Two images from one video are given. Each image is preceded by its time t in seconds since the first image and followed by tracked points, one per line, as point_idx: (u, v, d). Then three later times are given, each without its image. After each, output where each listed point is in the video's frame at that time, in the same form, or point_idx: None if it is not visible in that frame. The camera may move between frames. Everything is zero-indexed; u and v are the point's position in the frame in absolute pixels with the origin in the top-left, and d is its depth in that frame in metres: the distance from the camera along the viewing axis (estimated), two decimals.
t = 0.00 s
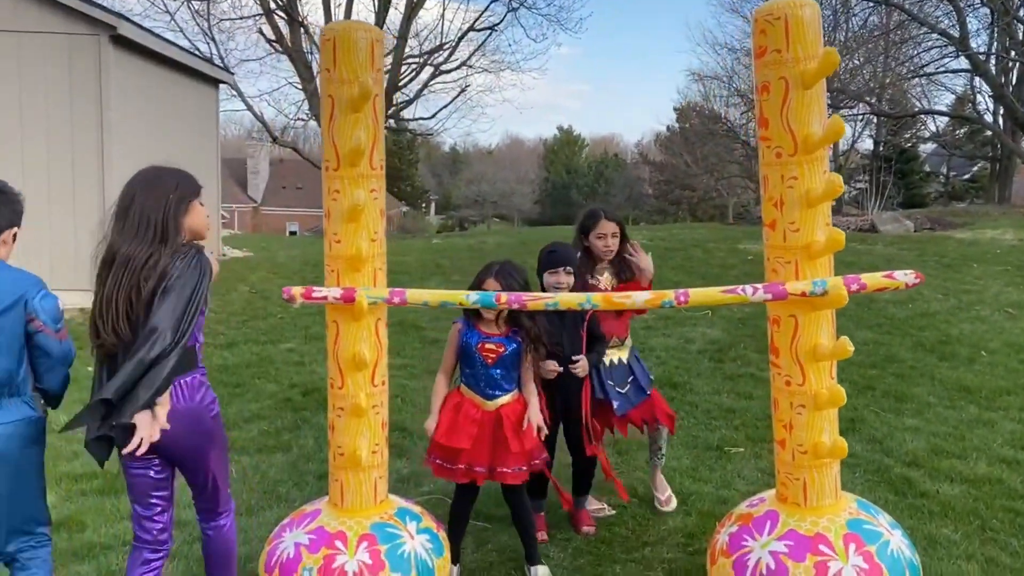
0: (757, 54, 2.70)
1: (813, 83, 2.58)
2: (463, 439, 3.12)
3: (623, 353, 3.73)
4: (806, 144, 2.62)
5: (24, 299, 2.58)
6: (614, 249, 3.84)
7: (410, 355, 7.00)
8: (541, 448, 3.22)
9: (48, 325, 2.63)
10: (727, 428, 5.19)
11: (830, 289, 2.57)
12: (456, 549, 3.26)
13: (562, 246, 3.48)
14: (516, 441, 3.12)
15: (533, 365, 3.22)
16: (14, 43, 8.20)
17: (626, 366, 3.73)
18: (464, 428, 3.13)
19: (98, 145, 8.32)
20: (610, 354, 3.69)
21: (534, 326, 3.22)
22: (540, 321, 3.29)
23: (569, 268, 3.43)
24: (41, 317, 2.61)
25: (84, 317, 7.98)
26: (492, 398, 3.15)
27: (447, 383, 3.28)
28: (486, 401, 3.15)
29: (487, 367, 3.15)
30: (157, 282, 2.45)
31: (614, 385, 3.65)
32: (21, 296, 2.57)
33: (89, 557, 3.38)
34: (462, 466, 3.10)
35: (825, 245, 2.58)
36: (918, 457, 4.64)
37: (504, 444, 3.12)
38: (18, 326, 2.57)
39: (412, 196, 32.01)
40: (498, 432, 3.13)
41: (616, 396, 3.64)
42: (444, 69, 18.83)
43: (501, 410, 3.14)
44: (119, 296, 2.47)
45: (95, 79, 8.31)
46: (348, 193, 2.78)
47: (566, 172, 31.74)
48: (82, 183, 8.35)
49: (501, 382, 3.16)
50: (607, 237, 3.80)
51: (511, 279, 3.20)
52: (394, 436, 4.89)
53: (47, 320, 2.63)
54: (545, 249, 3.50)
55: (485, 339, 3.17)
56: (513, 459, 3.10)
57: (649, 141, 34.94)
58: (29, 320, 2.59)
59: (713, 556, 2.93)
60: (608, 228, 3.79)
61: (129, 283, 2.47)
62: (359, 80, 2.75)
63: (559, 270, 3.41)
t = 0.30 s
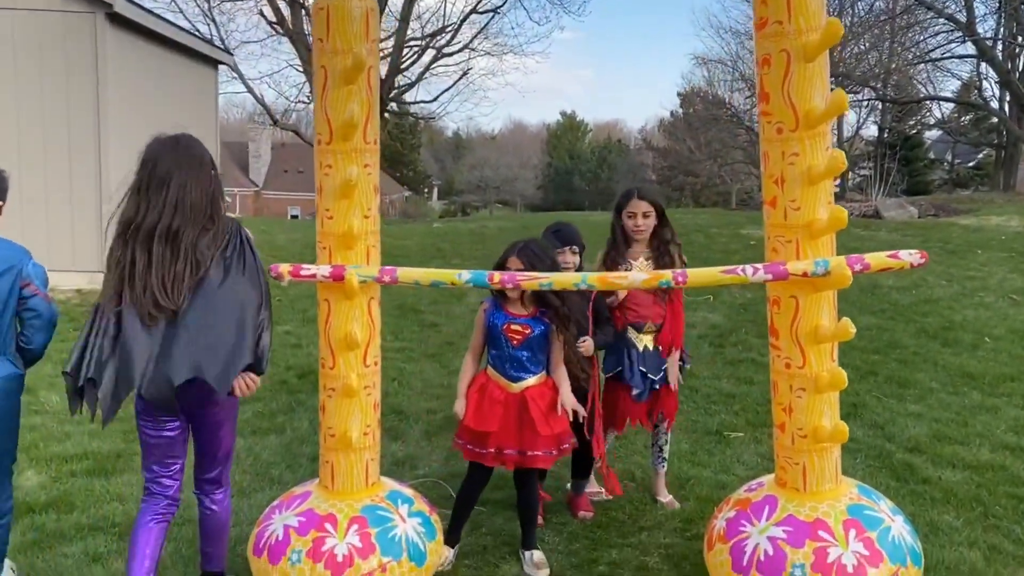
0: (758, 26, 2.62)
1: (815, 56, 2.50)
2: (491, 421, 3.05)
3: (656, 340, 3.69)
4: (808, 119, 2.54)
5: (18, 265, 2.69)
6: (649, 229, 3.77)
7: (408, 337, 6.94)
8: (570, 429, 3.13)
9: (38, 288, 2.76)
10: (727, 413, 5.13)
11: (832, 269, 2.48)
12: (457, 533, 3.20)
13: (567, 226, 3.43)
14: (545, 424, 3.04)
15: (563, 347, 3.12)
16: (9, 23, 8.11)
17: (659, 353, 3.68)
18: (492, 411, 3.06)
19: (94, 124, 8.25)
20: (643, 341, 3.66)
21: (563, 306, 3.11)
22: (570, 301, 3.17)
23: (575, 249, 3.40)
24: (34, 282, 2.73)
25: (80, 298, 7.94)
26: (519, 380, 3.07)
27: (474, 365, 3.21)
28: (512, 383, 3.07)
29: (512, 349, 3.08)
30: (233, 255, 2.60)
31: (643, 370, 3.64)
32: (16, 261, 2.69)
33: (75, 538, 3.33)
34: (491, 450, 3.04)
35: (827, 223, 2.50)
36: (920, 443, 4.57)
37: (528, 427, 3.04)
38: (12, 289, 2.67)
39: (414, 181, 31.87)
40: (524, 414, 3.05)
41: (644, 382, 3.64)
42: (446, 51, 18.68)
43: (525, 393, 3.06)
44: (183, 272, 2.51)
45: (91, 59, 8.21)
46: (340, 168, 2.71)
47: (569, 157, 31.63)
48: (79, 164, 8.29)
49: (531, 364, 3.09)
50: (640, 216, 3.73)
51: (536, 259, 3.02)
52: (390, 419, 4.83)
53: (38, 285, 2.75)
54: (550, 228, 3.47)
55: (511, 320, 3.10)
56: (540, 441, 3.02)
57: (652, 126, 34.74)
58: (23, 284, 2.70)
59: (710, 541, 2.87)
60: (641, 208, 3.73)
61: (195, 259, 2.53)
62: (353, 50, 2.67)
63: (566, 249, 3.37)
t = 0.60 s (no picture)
0: (762, 6, 2.58)
1: (819, 36, 2.46)
2: (490, 402, 3.04)
3: (670, 327, 3.67)
4: (811, 101, 2.50)
5: (19, 229, 2.81)
6: (670, 209, 3.74)
7: (404, 322, 6.92)
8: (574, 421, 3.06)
9: (37, 252, 2.87)
10: (725, 399, 5.11)
11: (834, 253, 2.45)
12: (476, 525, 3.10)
13: (578, 210, 3.42)
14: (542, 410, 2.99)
15: (572, 335, 3.06)
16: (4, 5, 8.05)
17: (671, 340, 3.67)
18: (488, 391, 3.05)
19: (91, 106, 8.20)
20: (655, 326, 3.65)
21: (570, 294, 3.05)
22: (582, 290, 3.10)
23: (585, 234, 3.39)
24: (34, 245, 2.85)
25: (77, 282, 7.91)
26: (520, 365, 3.04)
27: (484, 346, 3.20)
28: (514, 367, 3.05)
29: (516, 334, 3.05)
30: (261, 254, 2.72)
31: (654, 357, 3.64)
32: (18, 225, 2.80)
33: (68, 521, 3.32)
34: (484, 429, 3.04)
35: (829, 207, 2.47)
36: (919, 429, 4.56)
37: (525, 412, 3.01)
38: (12, 250, 2.79)
39: (414, 166, 31.74)
40: (519, 399, 3.02)
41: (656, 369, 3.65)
42: (446, 35, 18.56)
43: (526, 378, 3.03)
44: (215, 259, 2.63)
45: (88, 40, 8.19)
46: (337, 148, 2.68)
47: (569, 143, 31.53)
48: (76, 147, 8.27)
49: (535, 351, 3.05)
50: (658, 197, 3.71)
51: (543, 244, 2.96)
52: (387, 404, 4.80)
53: (37, 248, 2.87)
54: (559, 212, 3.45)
55: (519, 304, 3.06)
56: (532, 427, 2.98)
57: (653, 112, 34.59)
58: (23, 246, 2.82)
59: (707, 527, 2.86)
60: (659, 189, 3.72)
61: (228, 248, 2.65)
62: (351, 29, 2.63)
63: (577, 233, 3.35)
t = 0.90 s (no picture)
0: None
1: (820, 26, 2.47)
2: (501, 392, 3.04)
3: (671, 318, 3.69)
4: (812, 91, 2.51)
5: (21, 210, 2.98)
6: (679, 197, 3.75)
7: (406, 309, 6.95)
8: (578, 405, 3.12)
9: (43, 232, 3.03)
10: (726, 387, 5.15)
11: (834, 243, 2.47)
12: (488, 516, 3.10)
13: (592, 198, 3.42)
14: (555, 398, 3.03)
15: (581, 320, 3.11)
16: None
17: (669, 330, 3.69)
18: (502, 382, 3.04)
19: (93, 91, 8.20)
20: (653, 317, 3.68)
21: (578, 279, 3.10)
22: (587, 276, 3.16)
23: (598, 222, 3.39)
24: (35, 225, 3.00)
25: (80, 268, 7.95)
26: (532, 354, 3.06)
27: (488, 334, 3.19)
28: (525, 356, 3.06)
29: (528, 322, 3.06)
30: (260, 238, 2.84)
31: (651, 347, 3.67)
32: (18, 207, 2.98)
33: (74, 504, 3.34)
34: (501, 421, 3.03)
35: (831, 196, 2.49)
36: (918, 418, 4.59)
37: (539, 400, 3.03)
38: (15, 231, 2.98)
39: (414, 153, 31.68)
40: (534, 388, 3.04)
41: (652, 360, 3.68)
42: (446, 22, 18.52)
43: (538, 366, 3.05)
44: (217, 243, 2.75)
45: (88, 25, 8.18)
46: (339, 135, 2.69)
47: (569, 131, 31.51)
48: (78, 132, 8.27)
49: (546, 338, 3.07)
50: (668, 184, 3.73)
51: (553, 231, 2.98)
52: (389, 391, 4.83)
53: (41, 228, 3.02)
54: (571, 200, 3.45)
55: (527, 293, 3.08)
56: (549, 414, 3.02)
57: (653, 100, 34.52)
58: (26, 227, 2.99)
59: (708, 512, 2.89)
60: (669, 176, 3.74)
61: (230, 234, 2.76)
62: (351, 16, 2.64)
63: (589, 222, 3.35)
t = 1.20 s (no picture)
0: None
1: (829, 21, 2.52)
2: (516, 381, 3.09)
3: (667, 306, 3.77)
4: (820, 84, 2.57)
5: (58, 195, 3.47)
6: (675, 189, 3.81)
7: (409, 299, 7.00)
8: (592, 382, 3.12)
9: (74, 216, 3.49)
10: (726, 376, 5.22)
11: (839, 233, 2.53)
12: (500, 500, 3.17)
13: (607, 190, 3.48)
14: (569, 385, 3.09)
15: (590, 309, 3.20)
16: None
17: (666, 318, 3.74)
18: (517, 372, 3.10)
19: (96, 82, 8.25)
20: (649, 307, 3.76)
21: (591, 268, 3.17)
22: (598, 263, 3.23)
23: (613, 214, 3.45)
24: (67, 209, 3.47)
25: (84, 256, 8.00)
26: (545, 342, 3.11)
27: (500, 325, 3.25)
28: (539, 344, 3.12)
29: (540, 311, 3.12)
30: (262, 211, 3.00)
31: (646, 334, 3.75)
32: (54, 193, 3.47)
33: (89, 489, 3.40)
34: (517, 410, 3.09)
35: (836, 187, 2.55)
36: (916, 407, 4.66)
37: (555, 388, 3.09)
38: (53, 213, 3.49)
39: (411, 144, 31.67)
40: (551, 376, 3.09)
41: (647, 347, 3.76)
42: (445, 13, 18.53)
43: (552, 354, 3.11)
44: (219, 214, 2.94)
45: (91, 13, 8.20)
46: (357, 126, 2.74)
47: (566, 122, 31.50)
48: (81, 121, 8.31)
49: (558, 326, 3.13)
50: (663, 177, 3.79)
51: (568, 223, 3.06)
52: (395, 379, 4.89)
53: (72, 212, 3.48)
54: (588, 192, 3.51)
55: (539, 282, 3.14)
56: (565, 402, 3.08)
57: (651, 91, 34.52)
58: (60, 210, 3.48)
59: (712, 496, 2.96)
60: (664, 169, 3.80)
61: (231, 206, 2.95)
62: (373, 10, 2.69)
63: (603, 214, 3.41)
